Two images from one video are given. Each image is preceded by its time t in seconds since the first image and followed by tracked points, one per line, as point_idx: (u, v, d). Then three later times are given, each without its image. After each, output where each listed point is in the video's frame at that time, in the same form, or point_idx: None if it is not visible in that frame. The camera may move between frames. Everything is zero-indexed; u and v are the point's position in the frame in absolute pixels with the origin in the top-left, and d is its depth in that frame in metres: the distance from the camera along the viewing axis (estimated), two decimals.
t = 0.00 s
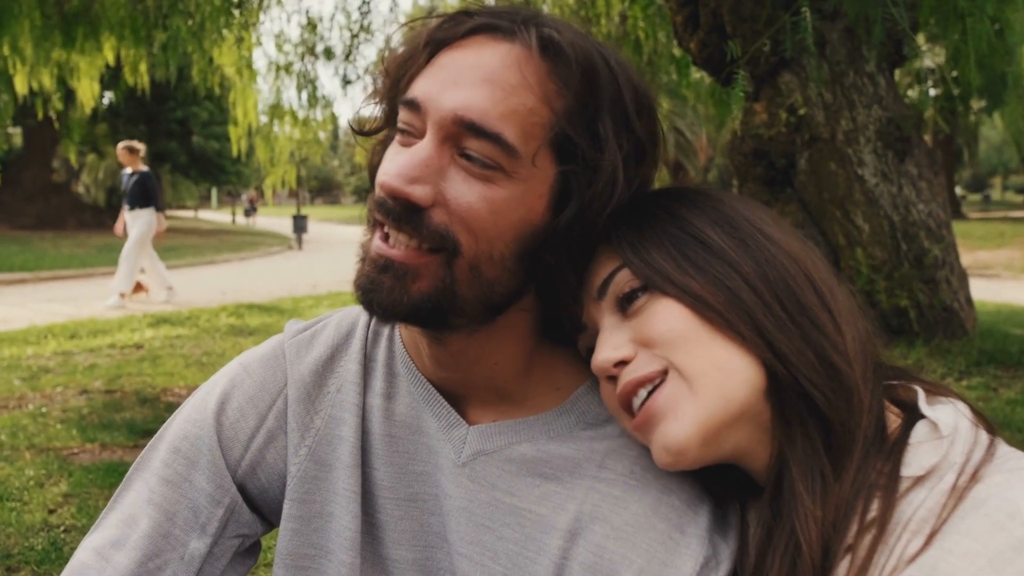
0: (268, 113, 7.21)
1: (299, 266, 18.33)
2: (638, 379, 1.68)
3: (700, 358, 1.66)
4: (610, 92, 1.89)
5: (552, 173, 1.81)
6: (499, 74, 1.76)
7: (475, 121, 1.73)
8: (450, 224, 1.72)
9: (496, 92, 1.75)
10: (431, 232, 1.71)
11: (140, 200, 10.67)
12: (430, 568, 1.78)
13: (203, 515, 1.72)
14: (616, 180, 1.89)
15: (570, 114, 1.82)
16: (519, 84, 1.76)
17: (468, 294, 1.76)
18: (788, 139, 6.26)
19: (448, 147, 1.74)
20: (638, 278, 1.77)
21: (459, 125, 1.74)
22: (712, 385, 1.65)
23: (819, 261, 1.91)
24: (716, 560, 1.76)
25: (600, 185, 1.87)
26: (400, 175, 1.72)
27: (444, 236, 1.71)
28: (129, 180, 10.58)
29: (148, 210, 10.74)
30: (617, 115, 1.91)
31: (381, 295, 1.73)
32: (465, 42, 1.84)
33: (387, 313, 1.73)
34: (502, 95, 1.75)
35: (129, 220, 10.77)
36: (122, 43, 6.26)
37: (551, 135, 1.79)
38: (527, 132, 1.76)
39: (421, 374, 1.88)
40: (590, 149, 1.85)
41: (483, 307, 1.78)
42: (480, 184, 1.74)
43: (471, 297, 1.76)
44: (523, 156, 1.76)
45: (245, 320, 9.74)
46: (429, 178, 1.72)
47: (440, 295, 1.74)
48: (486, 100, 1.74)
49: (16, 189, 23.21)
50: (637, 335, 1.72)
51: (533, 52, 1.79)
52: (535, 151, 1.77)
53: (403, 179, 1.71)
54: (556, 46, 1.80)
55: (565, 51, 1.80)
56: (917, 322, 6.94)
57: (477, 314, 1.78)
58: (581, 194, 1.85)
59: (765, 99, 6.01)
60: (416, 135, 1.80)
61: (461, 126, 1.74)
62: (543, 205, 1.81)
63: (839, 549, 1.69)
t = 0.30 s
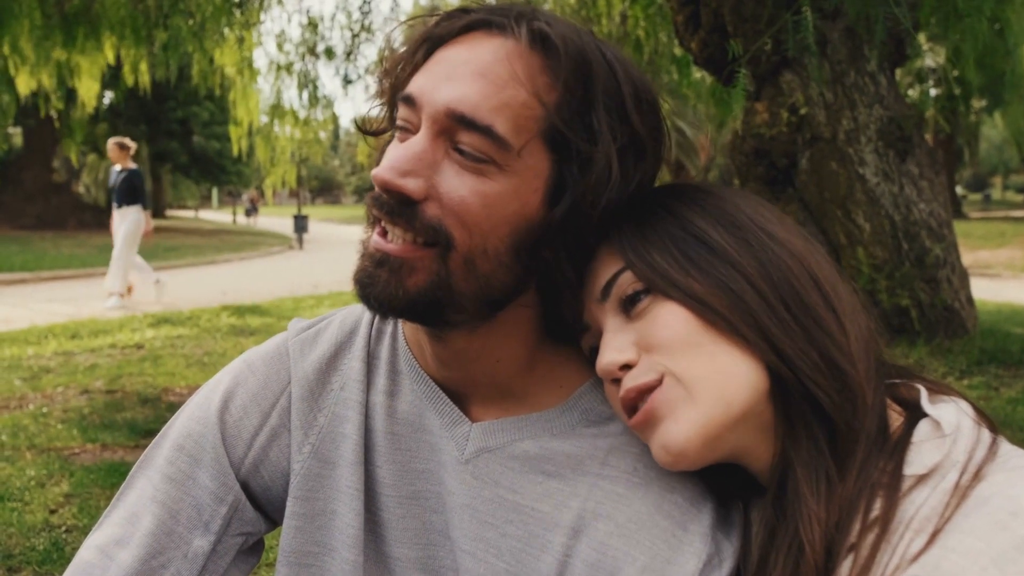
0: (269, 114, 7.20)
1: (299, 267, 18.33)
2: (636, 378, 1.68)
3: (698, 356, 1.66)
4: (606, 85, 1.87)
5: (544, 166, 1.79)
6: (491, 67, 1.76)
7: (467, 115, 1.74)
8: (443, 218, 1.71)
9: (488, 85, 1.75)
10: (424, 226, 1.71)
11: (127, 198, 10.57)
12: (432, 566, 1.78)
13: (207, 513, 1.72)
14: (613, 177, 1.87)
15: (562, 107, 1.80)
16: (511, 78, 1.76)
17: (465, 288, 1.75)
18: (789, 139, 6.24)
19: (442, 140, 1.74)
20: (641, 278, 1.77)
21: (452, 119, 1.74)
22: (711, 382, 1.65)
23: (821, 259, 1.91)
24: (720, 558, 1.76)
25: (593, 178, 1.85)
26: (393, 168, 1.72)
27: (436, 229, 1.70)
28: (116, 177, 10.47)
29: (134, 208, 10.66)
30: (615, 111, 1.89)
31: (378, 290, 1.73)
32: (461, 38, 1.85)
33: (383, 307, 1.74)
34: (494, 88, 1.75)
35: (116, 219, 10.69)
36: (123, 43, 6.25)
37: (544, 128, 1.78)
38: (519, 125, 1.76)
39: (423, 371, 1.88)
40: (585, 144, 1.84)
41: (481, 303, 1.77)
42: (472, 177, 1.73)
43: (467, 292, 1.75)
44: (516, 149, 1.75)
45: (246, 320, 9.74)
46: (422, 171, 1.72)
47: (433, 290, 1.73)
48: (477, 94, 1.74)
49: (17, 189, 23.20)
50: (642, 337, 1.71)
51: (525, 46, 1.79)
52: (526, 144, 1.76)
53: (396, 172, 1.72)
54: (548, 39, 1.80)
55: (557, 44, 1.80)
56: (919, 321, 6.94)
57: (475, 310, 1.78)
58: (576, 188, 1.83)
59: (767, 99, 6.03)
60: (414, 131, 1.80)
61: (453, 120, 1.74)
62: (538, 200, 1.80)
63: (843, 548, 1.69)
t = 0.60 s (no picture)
0: (269, 113, 7.18)
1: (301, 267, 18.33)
2: (639, 374, 1.68)
3: (699, 353, 1.65)
4: (604, 82, 1.87)
5: (543, 162, 1.79)
6: (489, 62, 1.75)
7: (465, 110, 1.73)
8: (439, 213, 1.71)
9: (486, 80, 1.74)
10: (421, 222, 1.70)
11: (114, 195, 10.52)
12: (433, 565, 1.78)
13: (207, 512, 1.72)
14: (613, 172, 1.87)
15: (560, 102, 1.80)
16: (509, 73, 1.75)
17: (462, 284, 1.74)
18: (790, 138, 6.24)
19: (440, 136, 1.74)
20: (645, 275, 1.77)
21: (450, 114, 1.74)
22: (712, 377, 1.64)
23: (824, 257, 1.90)
24: (721, 556, 1.76)
25: (592, 174, 1.84)
26: (390, 162, 1.72)
27: (433, 225, 1.70)
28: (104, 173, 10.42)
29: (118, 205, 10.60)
30: (613, 107, 1.89)
31: (376, 284, 1.73)
32: (460, 34, 1.85)
33: (382, 302, 1.73)
34: (493, 84, 1.75)
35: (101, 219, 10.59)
36: (124, 42, 6.26)
37: (542, 123, 1.78)
38: (517, 120, 1.75)
39: (424, 368, 1.87)
40: (583, 140, 1.83)
41: (480, 299, 1.77)
42: (470, 173, 1.73)
43: (466, 288, 1.75)
44: (514, 144, 1.75)
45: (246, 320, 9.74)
46: (419, 167, 1.72)
47: (430, 285, 1.73)
48: (475, 89, 1.74)
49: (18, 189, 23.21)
50: (645, 334, 1.71)
51: (522, 41, 1.78)
52: (524, 139, 1.76)
53: (393, 166, 1.71)
54: (546, 35, 1.80)
55: (555, 40, 1.79)
56: (920, 321, 6.92)
57: (475, 307, 1.77)
58: (574, 184, 1.83)
59: (767, 98, 6.04)
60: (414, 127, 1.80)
61: (451, 115, 1.74)
62: (536, 196, 1.79)
63: (846, 546, 1.68)
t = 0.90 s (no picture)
0: (269, 112, 7.16)
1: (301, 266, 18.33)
2: (639, 372, 1.68)
3: (699, 353, 1.65)
4: (606, 82, 1.86)
5: (544, 164, 1.78)
6: (490, 64, 1.75)
7: (465, 112, 1.73)
8: (439, 216, 1.70)
9: (487, 82, 1.74)
10: (421, 224, 1.70)
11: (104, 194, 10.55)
12: (434, 565, 1.77)
13: (208, 512, 1.71)
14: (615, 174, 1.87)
15: (562, 104, 1.79)
16: (510, 74, 1.74)
17: (463, 286, 1.74)
18: (791, 137, 6.25)
19: (441, 138, 1.74)
20: (647, 273, 1.76)
21: (449, 116, 1.73)
22: (713, 379, 1.64)
23: (826, 255, 1.90)
24: (722, 555, 1.75)
25: (595, 177, 1.84)
26: (390, 166, 1.71)
27: (433, 227, 1.70)
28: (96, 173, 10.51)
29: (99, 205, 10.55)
30: (615, 107, 1.88)
31: (377, 286, 1.73)
32: (461, 34, 1.84)
33: (382, 303, 1.73)
34: (494, 86, 1.74)
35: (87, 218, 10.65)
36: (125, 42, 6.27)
37: (543, 125, 1.77)
38: (518, 122, 1.74)
39: (426, 367, 1.87)
40: (585, 141, 1.82)
41: (481, 300, 1.76)
42: (471, 176, 1.72)
43: (467, 290, 1.74)
44: (514, 146, 1.74)
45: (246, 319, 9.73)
46: (419, 169, 1.72)
47: (430, 288, 1.72)
48: (476, 91, 1.73)
49: (19, 188, 23.23)
50: (647, 333, 1.71)
51: (523, 42, 1.77)
52: (525, 141, 1.75)
53: (393, 170, 1.71)
54: (548, 37, 1.79)
55: (557, 42, 1.78)
56: (921, 320, 6.90)
57: (475, 308, 1.77)
58: (577, 187, 1.82)
59: (768, 98, 6.10)
60: (414, 128, 1.80)
61: (451, 118, 1.73)
62: (538, 198, 1.79)
63: (849, 545, 1.67)
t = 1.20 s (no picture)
0: (270, 111, 7.14)
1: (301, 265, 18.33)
2: (642, 373, 1.68)
3: (702, 354, 1.64)
4: (611, 84, 1.85)
5: (547, 167, 1.78)
6: (494, 66, 1.74)
7: (469, 115, 1.72)
8: (443, 219, 1.70)
9: (490, 85, 1.73)
10: (423, 227, 1.70)
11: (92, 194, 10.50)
12: (434, 565, 1.77)
13: (208, 511, 1.71)
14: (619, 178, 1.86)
15: (565, 106, 1.78)
16: (513, 77, 1.74)
17: (467, 289, 1.73)
18: (792, 138, 6.25)
19: (443, 141, 1.73)
20: (649, 272, 1.76)
21: (453, 119, 1.73)
22: (716, 381, 1.63)
23: (828, 255, 1.89)
24: (724, 556, 1.74)
25: (600, 180, 1.84)
26: (393, 170, 1.71)
27: (436, 230, 1.70)
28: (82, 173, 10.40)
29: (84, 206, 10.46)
30: (619, 109, 1.87)
31: (380, 288, 1.73)
32: (464, 35, 1.83)
33: (385, 305, 1.73)
34: (497, 89, 1.73)
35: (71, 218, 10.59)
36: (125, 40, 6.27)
37: (547, 128, 1.76)
38: (521, 125, 1.74)
39: (427, 368, 1.87)
40: (589, 144, 1.82)
41: (484, 302, 1.76)
42: (474, 179, 1.72)
43: (470, 292, 1.74)
44: (518, 149, 1.74)
45: (246, 318, 9.72)
46: (422, 173, 1.71)
47: (434, 292, 1.72)
48: (479, 94, 1.72)
49: (20, 186, 23.24)
50: (649, 333, 1.71)
51: (527, 45, 1.77)
52: (529, 144, 1.75)
53: (396, 174, 1.71)
54: (552, 40, 1.78)
55: (561, 45, 1.78)
56: (921, 321, 6.89)
57: (477, 310, 1.76)
58: (581, 189, 1.82)
59: (770, 98, 6.16)
60: (416, 131, 1.79)
61: (455, 121, 1.73)
62: (541, 201, 1.78)
63: (851, 546, 1.67)
